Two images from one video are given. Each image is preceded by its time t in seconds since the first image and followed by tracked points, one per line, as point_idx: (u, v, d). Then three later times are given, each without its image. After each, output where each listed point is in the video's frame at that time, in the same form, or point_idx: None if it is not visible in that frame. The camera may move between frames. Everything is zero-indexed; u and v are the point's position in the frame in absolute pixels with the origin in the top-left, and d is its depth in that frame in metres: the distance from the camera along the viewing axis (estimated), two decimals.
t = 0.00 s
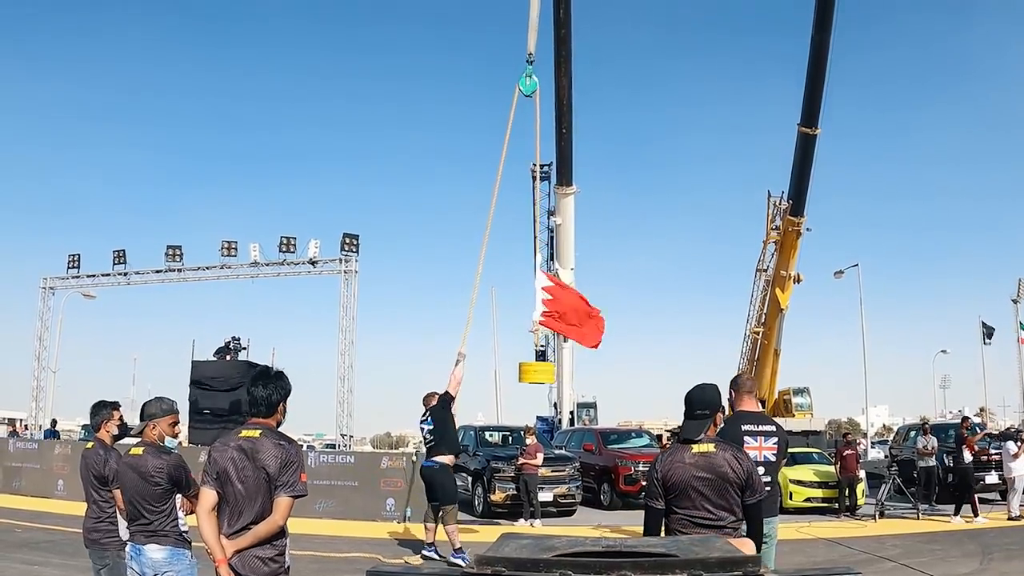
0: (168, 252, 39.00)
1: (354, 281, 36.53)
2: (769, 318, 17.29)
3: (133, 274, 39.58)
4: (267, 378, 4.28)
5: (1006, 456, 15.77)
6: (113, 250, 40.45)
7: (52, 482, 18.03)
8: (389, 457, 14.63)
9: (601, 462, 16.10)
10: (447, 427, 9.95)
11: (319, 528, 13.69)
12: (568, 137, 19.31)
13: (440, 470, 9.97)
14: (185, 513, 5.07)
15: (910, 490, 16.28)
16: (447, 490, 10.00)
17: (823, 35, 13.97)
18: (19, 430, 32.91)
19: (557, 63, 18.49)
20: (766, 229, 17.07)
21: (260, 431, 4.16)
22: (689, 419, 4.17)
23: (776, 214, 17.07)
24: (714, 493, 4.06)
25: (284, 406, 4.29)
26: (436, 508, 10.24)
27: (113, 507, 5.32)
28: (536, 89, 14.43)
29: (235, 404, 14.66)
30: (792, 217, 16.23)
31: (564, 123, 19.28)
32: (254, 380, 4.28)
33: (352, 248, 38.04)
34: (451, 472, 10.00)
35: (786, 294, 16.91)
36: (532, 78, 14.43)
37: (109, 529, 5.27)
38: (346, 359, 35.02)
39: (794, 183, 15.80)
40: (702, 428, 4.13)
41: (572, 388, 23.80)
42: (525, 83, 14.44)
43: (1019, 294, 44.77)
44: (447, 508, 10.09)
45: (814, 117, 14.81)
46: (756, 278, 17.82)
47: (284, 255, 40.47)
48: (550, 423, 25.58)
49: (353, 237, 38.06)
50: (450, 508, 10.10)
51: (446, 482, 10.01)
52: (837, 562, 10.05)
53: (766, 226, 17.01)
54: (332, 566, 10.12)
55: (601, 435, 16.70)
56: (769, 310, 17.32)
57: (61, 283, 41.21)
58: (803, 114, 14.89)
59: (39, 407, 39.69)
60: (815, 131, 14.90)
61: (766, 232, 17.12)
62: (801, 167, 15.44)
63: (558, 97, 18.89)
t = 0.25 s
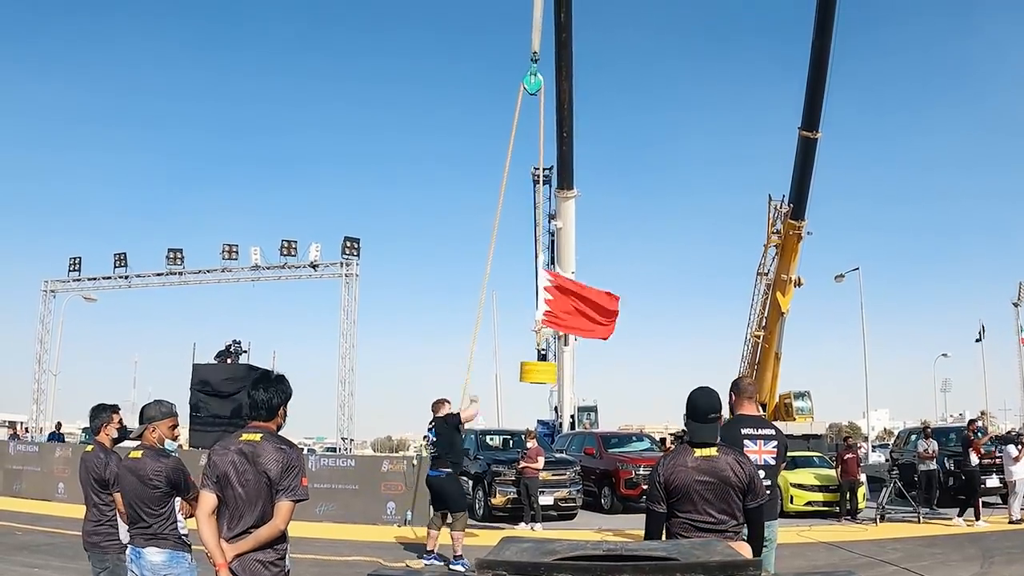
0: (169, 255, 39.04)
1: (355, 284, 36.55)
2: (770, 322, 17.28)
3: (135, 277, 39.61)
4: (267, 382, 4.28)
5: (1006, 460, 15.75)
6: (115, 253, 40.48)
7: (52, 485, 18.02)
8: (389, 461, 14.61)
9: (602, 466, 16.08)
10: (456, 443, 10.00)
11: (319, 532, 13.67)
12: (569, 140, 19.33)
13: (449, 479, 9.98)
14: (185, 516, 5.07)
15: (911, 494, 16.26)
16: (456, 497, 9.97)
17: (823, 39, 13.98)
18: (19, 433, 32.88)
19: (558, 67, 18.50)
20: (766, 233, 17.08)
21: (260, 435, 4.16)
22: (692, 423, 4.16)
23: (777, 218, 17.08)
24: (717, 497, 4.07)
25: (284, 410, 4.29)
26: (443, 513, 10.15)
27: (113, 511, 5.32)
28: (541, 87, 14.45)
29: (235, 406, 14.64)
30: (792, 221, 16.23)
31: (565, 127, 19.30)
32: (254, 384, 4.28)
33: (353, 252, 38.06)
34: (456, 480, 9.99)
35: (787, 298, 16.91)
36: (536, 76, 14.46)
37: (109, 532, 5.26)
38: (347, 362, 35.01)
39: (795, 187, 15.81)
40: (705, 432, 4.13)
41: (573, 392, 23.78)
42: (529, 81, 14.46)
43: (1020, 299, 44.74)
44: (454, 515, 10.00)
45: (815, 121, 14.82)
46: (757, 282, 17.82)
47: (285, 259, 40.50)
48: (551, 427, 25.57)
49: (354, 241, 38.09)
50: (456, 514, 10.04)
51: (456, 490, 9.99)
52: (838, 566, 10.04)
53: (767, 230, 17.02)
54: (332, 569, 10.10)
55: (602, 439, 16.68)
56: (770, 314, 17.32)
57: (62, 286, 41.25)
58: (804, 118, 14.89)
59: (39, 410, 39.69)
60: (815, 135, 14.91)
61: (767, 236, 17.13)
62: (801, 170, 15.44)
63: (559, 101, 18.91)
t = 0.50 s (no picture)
0: (170, 259, 39.07)
1: (355, 288, 36.55)
2: (770, 326, 17.28)
3: (136, 280, 39.67)
4: (266, 386, 4.28)
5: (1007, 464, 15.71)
6: (116, 257, 40.50)
7: (53, 488, 18.00)
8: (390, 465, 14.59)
9: (602, 470, 16.06)
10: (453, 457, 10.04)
11: (319, 536, 13.65)
12: (570, 145, 19.35)
13: (441, 484, 9.97)
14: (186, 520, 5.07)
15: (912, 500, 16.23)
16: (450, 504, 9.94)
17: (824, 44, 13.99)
18: (21, 435, 32.84)
19: (558, 71, 18.53)
20: (767, 238, 17.09)
21: (260, 438, 4.16)
22: (694, 428, 4.16)
23: (778, 223, 17.08)
24: (718, 503, 4.06)
25: (284, 414, 4.29)
26: (437, 517, 10.13)
27: (113, 514, 5.31)
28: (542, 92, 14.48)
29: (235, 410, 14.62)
30: (793, 225, 16.24)
31: (566, 131, 19.32)
32: (253, 388, 4.28)
33: (354, 256, 38.07)
34: (451, 485, 9.98)
35: (788, 302, 16.90)
36: (537, 81, 14.48)
37: (109, 535, 5.26)
38: (347, 366, 35.00)
39: (796, 192, 15.82)
40: (707, 436, 4.13)
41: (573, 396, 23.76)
42: (530, 86, 14.49)
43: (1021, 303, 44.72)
44: (446, 520, 9.98)
45: (816, 125, 14.83)
46: (758, 287, 17.83)
47: (286, 262, 40.51)
48: (552, 431, 25.55)
49: (355, 245, 38.12)
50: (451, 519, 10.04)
51: (447, 495, 9.95)
52: (838, 571, 10.01)
53: (767, 234, 17.03)
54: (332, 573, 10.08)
55: (602, 443, 16.67)
56: (771, 318, 17.30)
57: (64, 289, 41.27)
58: (805, 123, 14.91)
59: (41, 414, 39.68)
60: (817, 140, 14.92)
61: (767, 241, 17.14)
62: (802, 175, 15.45)
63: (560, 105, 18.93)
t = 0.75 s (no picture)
0: (170, 262, 39.07)
1: (355, 291, 36.55)
2: (770, 330, 17.27)
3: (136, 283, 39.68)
4: (266, 389, 4.28)
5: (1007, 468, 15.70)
6: (116, 260, 40.52)
7: (53, 490, 17.98)
8: (390, 468, 14.59)
9: (602, 474, 16.05)
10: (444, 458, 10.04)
11: (319, 539, 13.63)
12: (569, 148, 19.36)
13: (434, 487, 9.94)
14: (187, 523, 5.07)
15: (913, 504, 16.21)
16: (444, 507, 9.95)
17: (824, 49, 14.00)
18: (20, 439, 32.80)
19: (558, 75, 18.55)
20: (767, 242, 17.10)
21: (260, 442, 4.15)
22: (693, 432, 4.16)
23: (778, 227, 17.09)
24: (718, 507, 4.06)
25: (283, 417, 4.29)
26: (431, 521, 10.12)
27: (114, 517, 5.31)
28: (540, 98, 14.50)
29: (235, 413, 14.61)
30: (793, 229, 16.24)
31: (566, 135, 19.33)
32: (253, 391, 4.28)
33: (354, 259, 38.07)
34: (445, 488, 9.98)
35: (787, 306, 16.90)
36: (534, 89, 14.51)
37: (109, 539, 5.25)
38: (347, 369, 34.98)
39: (796, 196, 15.82)
40: (707, 441, 4.13)
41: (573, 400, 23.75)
42: (527, 94, 14.51)
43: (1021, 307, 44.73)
44: (439, 522, 9.99)
45: (816, 130, 14.85)
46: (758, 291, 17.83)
47: (286, 266, 40.51)
48: (551, 434, 25.54)
49: (355, 248, 38.12)
50: (445, 522, 10.04)
51: (440, 497, 9.95)
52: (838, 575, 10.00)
53: (767, 238, 17.03)
54: None
55: (602, 447, 16.65)
56: (771, 322, 17.30)
57: (64, 292, 41.24)
58: (805, 127, 14.93)
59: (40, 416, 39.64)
60: (817, 144, 14.93)
61: (767, 245, 17.14)
62: (802, 179, 15.46)
63: (560, 109, 18.95)
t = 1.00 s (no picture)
0: (170, 262, 39.07)
1: (355, 292, 36.55)
2: (770, 331, 17.27)
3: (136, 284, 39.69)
4: (267, 389, 4.28)
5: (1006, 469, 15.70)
6: (116, 260, 40.52)
7: (52, 490, 17.97)
8: (389, 468, 14.59)
9: (601, 474, 16.05)
10: (441, 457, 10.02)
11: (318, 539, 13.63)
12: (569, 149, 19.37)
13: (431, 486, 9.93)
14: (187, 523, 5.07)
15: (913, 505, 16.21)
16: (439, 507, 9.94)
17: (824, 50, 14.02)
18: (19, 439, 32.79)
19: (558, 76, 18.55)
20: (766, 243, 17.09)
21: (259, 442, 4.15)
22: (693, 433, 4.16)
23: (777, 227, 17.09)
24: (718, 507, 4.06)
25: (283, 417, 4.29)
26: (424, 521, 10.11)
27: (114, 518, 5.30)
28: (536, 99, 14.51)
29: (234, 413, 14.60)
30: (793, 230, 16.25)
31: (566, 135, 19.34)
32: (253, 392, 4.28)
33: (354, 259, 38.07)
34: (441, 487, 9.97)
35: (787, 307, 16.91)
36: (530, 90, 14.51)
37: (111, 539, 5.25)
38: (347, 370, 34.99)
39: (795, 197, 15.83)
40: (707, 441, 4.13)
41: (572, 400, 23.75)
42: (524, 95, 14.51)
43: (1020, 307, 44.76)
44: (433, 523, 9.97)
45: (816, 130, 14.85)
46: (757, 292, 17.83)
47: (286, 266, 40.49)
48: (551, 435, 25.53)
49: (355, 249, 38.12)
50: (437, 523, 10.00)
51: (436, 496, 9.96)
52: None
53: (767, 239, 17.04)
54: None
55: (601, 447, 16.65)
56: (770, 323, 17.30)
57: (63, 291, 41.22)
58: (804, 128, 14.94)
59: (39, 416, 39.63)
60: (816, 145, 14.94)
61: (767, 245, 17.14)
62: (801, 180, 15.47)
63: (559, 110, 18.95)
